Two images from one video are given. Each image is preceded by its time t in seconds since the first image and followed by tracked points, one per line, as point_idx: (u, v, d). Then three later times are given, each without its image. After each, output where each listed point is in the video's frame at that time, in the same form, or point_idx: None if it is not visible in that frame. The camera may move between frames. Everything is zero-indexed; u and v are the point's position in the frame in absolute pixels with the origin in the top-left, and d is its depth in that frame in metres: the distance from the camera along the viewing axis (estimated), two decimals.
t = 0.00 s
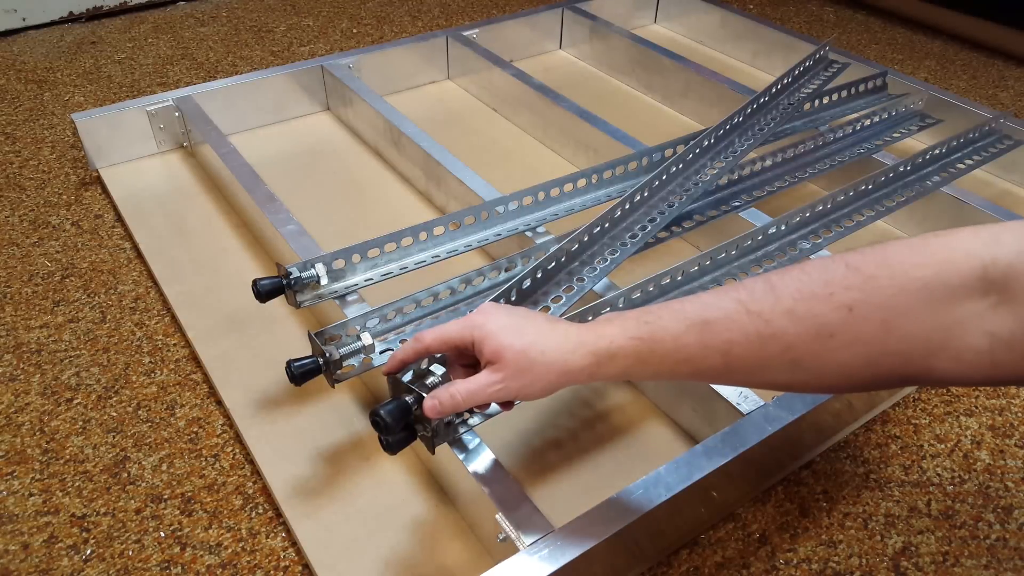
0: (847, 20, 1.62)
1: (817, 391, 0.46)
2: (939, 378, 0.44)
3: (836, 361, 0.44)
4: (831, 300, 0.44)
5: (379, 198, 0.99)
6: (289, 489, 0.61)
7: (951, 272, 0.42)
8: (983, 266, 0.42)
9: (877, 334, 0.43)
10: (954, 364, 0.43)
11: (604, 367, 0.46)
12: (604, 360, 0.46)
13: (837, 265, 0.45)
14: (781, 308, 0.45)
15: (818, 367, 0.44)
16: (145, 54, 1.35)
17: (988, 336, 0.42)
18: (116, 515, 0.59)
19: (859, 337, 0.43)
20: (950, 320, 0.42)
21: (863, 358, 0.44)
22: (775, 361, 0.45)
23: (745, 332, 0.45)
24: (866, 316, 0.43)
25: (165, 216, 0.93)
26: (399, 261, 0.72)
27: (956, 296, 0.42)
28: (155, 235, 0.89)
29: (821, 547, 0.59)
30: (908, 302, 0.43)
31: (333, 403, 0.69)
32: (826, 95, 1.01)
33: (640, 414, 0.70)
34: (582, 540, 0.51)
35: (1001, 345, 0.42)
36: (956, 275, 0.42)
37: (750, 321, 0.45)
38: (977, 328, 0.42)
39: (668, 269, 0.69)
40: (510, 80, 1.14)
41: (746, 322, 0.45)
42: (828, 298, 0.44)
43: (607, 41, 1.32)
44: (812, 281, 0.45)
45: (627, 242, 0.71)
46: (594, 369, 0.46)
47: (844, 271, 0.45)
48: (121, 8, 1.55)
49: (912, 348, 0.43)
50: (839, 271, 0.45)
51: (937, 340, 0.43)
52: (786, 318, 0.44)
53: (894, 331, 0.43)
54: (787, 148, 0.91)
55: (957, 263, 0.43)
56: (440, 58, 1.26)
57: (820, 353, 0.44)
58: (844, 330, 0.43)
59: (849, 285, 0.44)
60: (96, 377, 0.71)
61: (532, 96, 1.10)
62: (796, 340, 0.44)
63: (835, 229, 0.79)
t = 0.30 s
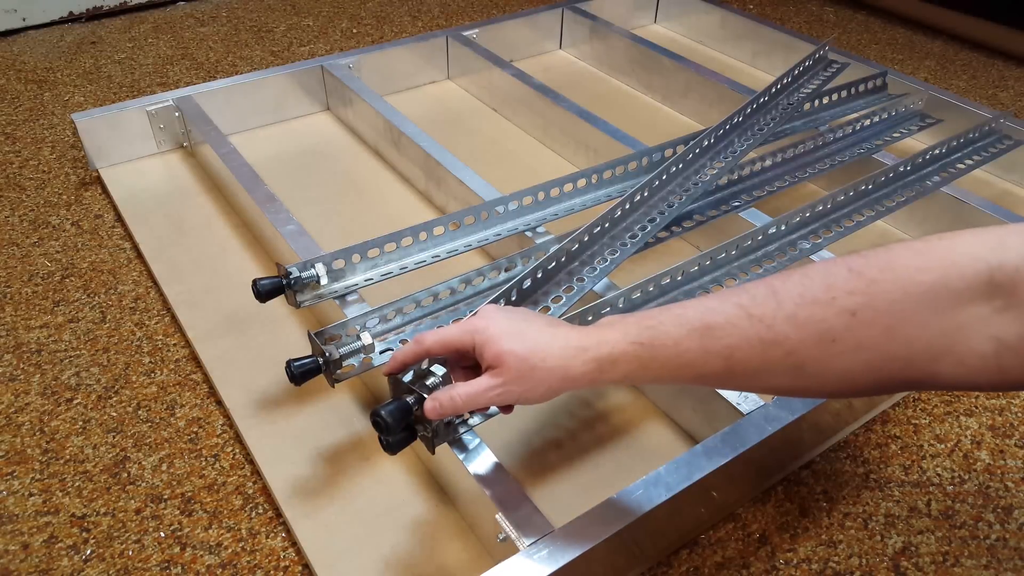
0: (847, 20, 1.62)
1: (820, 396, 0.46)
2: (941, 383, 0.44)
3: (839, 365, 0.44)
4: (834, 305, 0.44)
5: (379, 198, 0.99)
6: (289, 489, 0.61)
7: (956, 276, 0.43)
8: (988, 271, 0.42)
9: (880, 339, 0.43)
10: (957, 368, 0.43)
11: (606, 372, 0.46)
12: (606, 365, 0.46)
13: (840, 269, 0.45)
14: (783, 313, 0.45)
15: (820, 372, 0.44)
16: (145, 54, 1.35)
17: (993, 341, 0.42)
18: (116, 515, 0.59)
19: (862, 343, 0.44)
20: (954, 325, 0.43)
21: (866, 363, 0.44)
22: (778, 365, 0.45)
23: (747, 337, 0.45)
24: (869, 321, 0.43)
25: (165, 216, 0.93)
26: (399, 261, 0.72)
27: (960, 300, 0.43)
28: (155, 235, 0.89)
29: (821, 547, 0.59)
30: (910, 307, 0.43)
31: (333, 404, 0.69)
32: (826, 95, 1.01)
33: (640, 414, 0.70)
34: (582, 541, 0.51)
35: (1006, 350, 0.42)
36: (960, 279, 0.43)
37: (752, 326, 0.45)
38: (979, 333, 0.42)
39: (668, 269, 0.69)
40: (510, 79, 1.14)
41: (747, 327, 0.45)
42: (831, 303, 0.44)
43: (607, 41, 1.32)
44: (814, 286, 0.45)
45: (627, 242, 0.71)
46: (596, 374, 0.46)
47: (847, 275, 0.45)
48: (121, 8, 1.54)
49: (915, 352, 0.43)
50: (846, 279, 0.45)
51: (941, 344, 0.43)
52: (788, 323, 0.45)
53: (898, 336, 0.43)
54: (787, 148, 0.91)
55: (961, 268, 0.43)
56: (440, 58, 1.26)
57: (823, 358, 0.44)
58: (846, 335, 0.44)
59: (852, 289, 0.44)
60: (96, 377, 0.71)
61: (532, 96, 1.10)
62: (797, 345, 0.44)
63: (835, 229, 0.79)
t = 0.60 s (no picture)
0: (846, 20, 1.62)
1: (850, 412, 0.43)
2: (976, 399, 0.42)
3: (872, 379, 0.41)
4: (865, 315, 0.42)
5: (379, 198, 0.99)
6: (289, 489, 0.61)
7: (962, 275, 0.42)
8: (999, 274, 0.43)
9: (913, 352, 0.41)
10: (988, 380, 0.40)
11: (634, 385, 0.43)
12: (634, 379, 0.43)
13: (869, 282, 0.43)
14: (813, 325, 0.42)
15: (850, 384, 0.41)
16: (145, 54, 1.35)
17: None
18: (116, 515, 0.59)
19: (895, 356, 0.41)
20: (992, 337, 0.40)
21: (899, 377, 0.41)
22: (807, 377, 0.42)
23: (772, 347, 0.42)
24: (901, 331, 0.41)
25: (165, 216, 0.93)
26: (399, 261, 0.72)
27: (995, 312, 0.40)
28: (155, 235, 0.89)
29: (821, 547, 0.59)
30: (943, 319, 0.40)
31: (333, 404, 0.69)
32: (826, 95, 1.01)
33: (640, 414, 0.70)
34: (582, 541, 0.51)
35: None
36: (994, 291, 0.41)
37: (782, 337, 0.42)
38: (1016, 346, 0.40)
39: (668, 269, 0.69)
40: (510, 79, 1.14)
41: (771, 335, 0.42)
42: (862, 314, 0.42)
43: (607, 41, 1.32)
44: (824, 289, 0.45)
45: (627, 242, 0.71)
46: (622, 387, 0.43)
47: (875, 288, 0.43)
48: (121, 8, 1.54)
49: (950, 364, 0.40)
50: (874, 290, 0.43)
51: (978, 356, 0.40)
52: (817, 334, 0.42)
53: (928, 346, 0.41)
54: (787, 148, 0.91)
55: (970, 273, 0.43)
56: (440, 58, 1.26)
57: (854, 369, 0.41)
58: (878, 347, 0.41)
59: (883, 300, 0.42)
60: (96, 377, 0.71)
61: (532, 96, 1.10)
62: (827, 356, 0.41)
63: (835, 229, 0.79)
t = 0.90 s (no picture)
0: (846, 20, 1.62)
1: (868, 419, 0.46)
2: (993, 403, 0.45)
3: (887, 389, 0.44)
4: (882, 327, 0.45)
5: (379, 198, 0.99)
6: (289, 489, 0.61)
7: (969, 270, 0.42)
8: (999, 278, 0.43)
9: (929, 361, 0.44)
10: (1006, 390, 0.43)
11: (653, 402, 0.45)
12: (653, 394, 0.45)
13: (888, 292, 0.46)
14: (834, 337, 0.45)
15: (869, 397, 0.44)
16: (145, 54, 1.35)
17: None
18: (116, 515, 0.59)
19: (912, 366, 0.44)
20: (1006, 346, 0.43)
21: (915, 385, 0.44)
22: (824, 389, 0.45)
23: (785, 357, 0.45)
24: (918, 343, 0.44)
25: (165, 216, 0.93)
26: (399, 261, 0.72)
27: (1007, 321, 0.43)
28: (156, 235, 0.89)
29: (821, 547, 0.59)
30: (959, 326, 0.43)
31: (332, 404, 0.69)
32: (826, 95, 1.01)
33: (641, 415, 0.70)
34: (582, 541, 0.51)
35: None
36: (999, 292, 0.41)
37: (801, 351, 0.45)
38: None
39: (668, 269, 0.69)
40: (510, 79, 1.14)
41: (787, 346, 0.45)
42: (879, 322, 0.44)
43: (607, 41, 1.32)
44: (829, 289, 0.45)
45: (627, 242, 0.71)
46: (642, 403, 0.45)
47: (894, 298, 0.45)
48: (121, 8, 1.54)
49: (965, 374, 0.43)
50: (892, 300, 0.46)
51: (991, 365, 0.43)
52: (835, 346, 0.45)
53: (946, 358, 0.43)
54: (787, 148, 0.91)
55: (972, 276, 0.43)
56: (440, 58, 1.26)
57: (871, 381, 0.44)
58: (895, 358, 0.44)
59: (900, 312, 0.45)
60: (96, 377, 0.71)
61: (532, 96, 1.10)
62: (846, 370, 0.44)
63: (835, 229, 0.79)
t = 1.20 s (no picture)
0: (846, 20, 1.62)
1: (857, 418, 0.46)
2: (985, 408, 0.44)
3: (877, 383, 0.44)
4: (874, 317, 0.44)
5: (380, 198, 0.99)
6: (289, 490, 0.61)
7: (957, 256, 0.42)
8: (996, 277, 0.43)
9: (920, 354, 0.43)
10: (1000, 392, 0.42)
11: (633, 383, 0.45)
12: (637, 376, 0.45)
13: (880, 286, 0.46)
14: (821, 326, 0.45)
15: (855, 390, 0.44)
16: (145, 54, 1.35)
17: None
18: (116, 515, 0.59)
19: (895, 360, 0.43)
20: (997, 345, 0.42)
21: (900, 381, 0.43)
22: (812, 381, 0.44)
23: (784, 354, 0.45)
24: (908, 335, 0.43)
25: (165, 216, 0.93)
26: (399, 261, 0.72)
27: (1001, 318, 0.42)
28: (156, 235, 0.89)
29: (821, 547, 0.59)
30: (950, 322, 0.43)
31: (333, 404, 0.69)
32: (826, 95, 1.01)
33: (641, 415, 0.70)
34: (582, 541, 0.52)
35: None
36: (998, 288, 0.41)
37: (789, 340, 0.45)
38: None
39: (668, 269, 0.69)
40: (510, 79, 1.14)
41: (784, 342, 0.45)
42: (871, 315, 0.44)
43: (607, 41, 1.32)
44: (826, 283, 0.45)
45: (627, 242, 0.71)
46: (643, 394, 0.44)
47: (887, 291, 0.46)
48: (121, 8, 1.54)
49: (958, 372, 0.42)
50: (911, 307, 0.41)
51: (984, 363, 0.42)
52: (825, 336, 0.45)
53: (938, 353, 0.43)
54: (787, 148, 0.91)
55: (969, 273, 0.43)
56: (440, 58, 1.26)
57: (860, 374, 0.44)
58: (884, 350, 0.44)
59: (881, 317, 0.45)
60: (96, 377, 0.71)
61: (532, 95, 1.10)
62: (833, 360, 0.44)
63: (835, 229, 0.79)
